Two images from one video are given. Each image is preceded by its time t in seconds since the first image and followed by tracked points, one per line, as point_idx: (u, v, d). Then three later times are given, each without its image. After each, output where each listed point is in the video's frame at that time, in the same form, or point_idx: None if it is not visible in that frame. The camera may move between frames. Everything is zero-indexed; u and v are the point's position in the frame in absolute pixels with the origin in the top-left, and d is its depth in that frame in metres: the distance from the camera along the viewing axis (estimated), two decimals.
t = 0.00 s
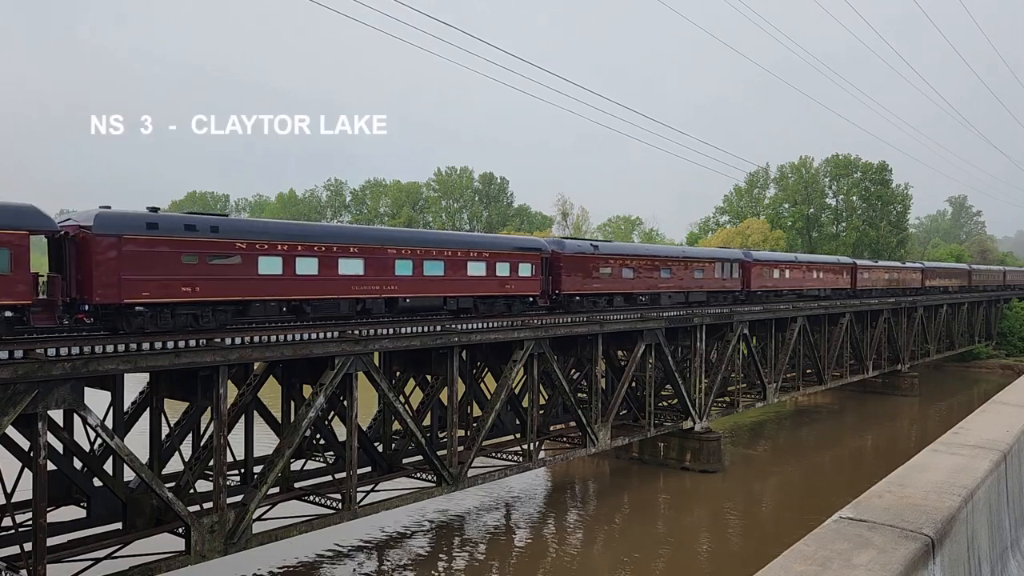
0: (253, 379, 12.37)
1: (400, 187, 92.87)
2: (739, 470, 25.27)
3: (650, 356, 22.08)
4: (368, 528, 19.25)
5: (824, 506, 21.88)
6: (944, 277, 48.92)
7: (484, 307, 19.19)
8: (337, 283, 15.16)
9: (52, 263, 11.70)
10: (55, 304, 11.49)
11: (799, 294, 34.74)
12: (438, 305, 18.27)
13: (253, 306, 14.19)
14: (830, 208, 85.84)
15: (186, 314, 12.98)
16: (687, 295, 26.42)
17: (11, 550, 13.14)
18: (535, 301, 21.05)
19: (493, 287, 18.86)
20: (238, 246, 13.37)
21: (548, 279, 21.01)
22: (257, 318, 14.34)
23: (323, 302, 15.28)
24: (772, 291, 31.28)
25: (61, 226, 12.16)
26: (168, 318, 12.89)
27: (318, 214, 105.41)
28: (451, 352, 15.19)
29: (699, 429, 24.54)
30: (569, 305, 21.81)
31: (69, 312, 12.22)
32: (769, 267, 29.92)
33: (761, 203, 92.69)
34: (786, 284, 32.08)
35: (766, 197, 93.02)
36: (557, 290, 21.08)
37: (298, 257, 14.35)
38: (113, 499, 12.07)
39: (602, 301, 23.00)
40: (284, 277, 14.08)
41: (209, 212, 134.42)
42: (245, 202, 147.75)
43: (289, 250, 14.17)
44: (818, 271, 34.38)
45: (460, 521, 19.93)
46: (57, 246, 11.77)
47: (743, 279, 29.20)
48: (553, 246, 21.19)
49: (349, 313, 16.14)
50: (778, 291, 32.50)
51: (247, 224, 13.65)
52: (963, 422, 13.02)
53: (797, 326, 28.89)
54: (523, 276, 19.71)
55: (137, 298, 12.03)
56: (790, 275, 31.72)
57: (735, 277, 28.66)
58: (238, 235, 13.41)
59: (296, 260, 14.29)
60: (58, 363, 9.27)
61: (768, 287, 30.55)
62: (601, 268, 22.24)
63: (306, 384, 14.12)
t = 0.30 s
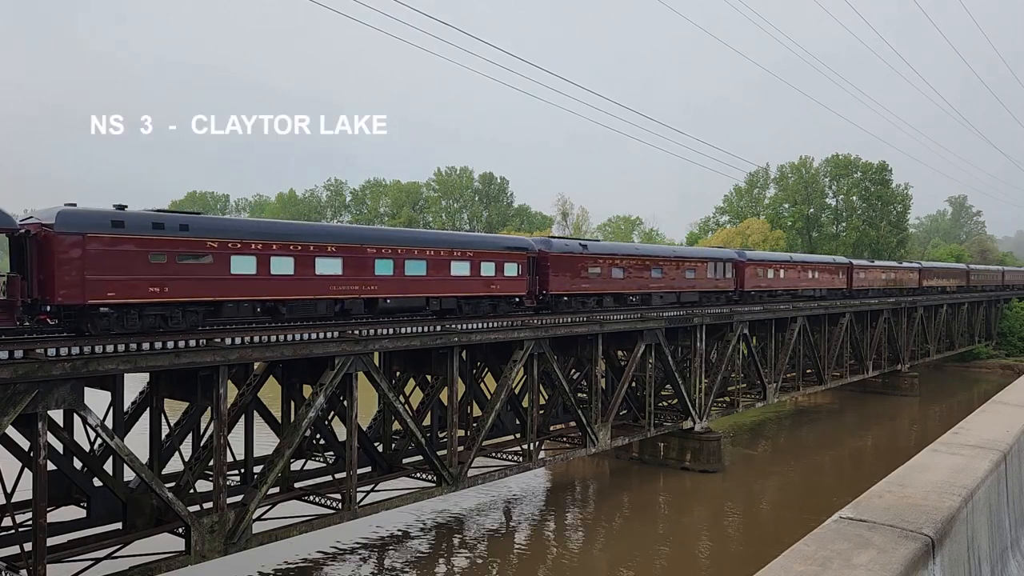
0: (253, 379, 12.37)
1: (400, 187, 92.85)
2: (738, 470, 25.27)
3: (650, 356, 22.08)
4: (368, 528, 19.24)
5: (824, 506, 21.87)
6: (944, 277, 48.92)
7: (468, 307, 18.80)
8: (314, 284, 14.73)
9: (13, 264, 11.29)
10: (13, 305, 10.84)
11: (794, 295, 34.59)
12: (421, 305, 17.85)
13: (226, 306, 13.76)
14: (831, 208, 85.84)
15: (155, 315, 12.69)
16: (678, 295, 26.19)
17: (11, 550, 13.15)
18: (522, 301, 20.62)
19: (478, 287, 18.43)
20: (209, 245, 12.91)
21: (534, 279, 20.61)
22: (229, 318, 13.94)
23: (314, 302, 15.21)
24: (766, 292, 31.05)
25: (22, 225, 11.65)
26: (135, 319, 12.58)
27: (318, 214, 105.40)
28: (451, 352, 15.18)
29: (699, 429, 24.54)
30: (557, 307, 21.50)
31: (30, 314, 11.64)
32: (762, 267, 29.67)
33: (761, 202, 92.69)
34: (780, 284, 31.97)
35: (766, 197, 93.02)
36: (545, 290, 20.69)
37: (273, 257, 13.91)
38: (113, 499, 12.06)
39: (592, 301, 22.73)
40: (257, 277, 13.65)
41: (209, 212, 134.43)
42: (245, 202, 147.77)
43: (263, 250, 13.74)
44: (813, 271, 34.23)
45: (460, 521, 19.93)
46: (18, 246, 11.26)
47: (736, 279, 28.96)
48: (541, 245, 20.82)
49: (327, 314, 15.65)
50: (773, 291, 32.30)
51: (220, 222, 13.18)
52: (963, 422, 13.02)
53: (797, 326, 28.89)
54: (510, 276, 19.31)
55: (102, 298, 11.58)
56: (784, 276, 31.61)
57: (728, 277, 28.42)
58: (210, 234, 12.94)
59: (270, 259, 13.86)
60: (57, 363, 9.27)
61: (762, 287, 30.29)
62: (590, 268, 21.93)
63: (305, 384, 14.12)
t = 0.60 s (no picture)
0: (253, 379, 12.37)
1: (400, 187, 92.86)
2: (738, 470, 25.27)
3: (650, 356, 22.08)
4: (368, 528, 19.23)
5: (824, 506, 21.87)
6: (943, 277, 48.89)
7: (452, 308, 18.32)
8: (290, 284, 14.19)
9: None
10: None
11: (789, 295, 34.29)
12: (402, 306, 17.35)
13: (196, 307, 13.12)
14: (831, 208, 85.84)
15: (121, 316, 12.12)
16: (670, 295, 25.82)
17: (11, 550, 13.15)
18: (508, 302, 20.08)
19: (462, 288, 17.95)
20: (179, 244, 12.42)
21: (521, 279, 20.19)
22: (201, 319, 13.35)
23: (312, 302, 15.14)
24: (761, 292, 30.69)
25: None
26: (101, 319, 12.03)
27: (318, 214, 105.40)
28: (451, 352, 15.19)
29: (699, 429, 24.54)
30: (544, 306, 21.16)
31: None
32: (755, 267, 29.34)
33: (761, 202, 92.66)
34: (775, 284, 31.71)
35: (766, 197, 93.03)
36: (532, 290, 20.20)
37: (247, 256, 13.42)
38: (113, 499, 12.06)
39: (580, 302, 22.33)
40: (230, 277, 13.14)
41: (209, 212, 134.44)
42: (245, 202, 147.75)
43: (235, 249, 13.21)
44: (808, 271, 33.95)
45: (460, 521, 19.93)
46: None
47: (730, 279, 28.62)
48: (528, 244, 20.43)
49: (303, 315, 15.09)
50: (768, 291, 31.96)
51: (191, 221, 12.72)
52: (963, 422, 13.02)
53: (797, 326, 28.90)
54: (494, 276, 18.84)
55: (64, 299, 11.06)
56: (778, 276, 31.38)
57: (721, 277, 28.05)
58: (179, 232, 12.46)
59: (243, 259, 13.36)
60: (57, 363, 9.27)
61: (756, 287, 29.92)
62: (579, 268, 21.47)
63: (305, 384, 14.12)
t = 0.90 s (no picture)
0: (253, 379, 12.37)
1: (400, 187, 92.88)
2: (738, 470, 25.27)
3: (650, 356, 22.08)
4: (367, 528, 19.22)
5: (824, 506, 21.88)
6: (943, 277, 48.89)
7: (435, 309, 17.81)
8: (265, 285, 13.66)
9: None
10: None
11: (784, 295, 33.95)
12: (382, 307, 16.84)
13: (165, 308, 12.70)
14: (831, 208, 85.85)
15: (84, 317, 11.59)
16: (661, 295, 25.38)
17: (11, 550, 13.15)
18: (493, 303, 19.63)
19: (445, 287, 17.44)
20: (146, 242, 11.89)
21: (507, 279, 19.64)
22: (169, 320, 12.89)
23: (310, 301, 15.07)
24: (755, 292, 30.36)
25: None
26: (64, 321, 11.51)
27: (318, 214, 105.41)
28: (451, 352, 15.18)
29: (699, 429, 24.53)
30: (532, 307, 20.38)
31: None
32: (748, 267, 28.96)
33: (761, 202, 92.64)
34: (770, 284, 31.41)
35: (766, 197, 93.03)
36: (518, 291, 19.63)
37: (218, 255, 12.87)
38: (113, 499, 12.06)
39: (569, 303, 21.78)
40: (201, 277, 12.60)
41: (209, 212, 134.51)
42: (246, 202, 147.73)
43: (206, 249, 12.66)
44: (804, 271, 33.64)
45: (460, 521, 19.93)
46: None
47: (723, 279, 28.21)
48: (515, 243, 19.89)
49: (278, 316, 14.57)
50: (763, 292, 31.57)
51: (157, 219, 12.10)
52: (963, 422, 13.01)
53: (797, 326, 28.89)
54: (478, 275, 18.34)
55: (24, 301, 10.51)
56: (772, 276, 31.01)
57: (714, 277, 27.62)
58: (178, 231, 12.37)
59: (215, 258, 12.82)
60: (57, 363, 9.27)
61: (749, 287, 29.54)
62: (566, 267, 20.93)
63: (305, 384, 14.12)
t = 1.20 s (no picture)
0: (253, 379, 12.37)
1: (400, 187, 92.82)
2: (739, 470, 25.26)
3: (650, 356, 22.08)
4: (367, 528, 19.21)
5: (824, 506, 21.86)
6: (943, 277, 48.88)
7: (417, 310, 17.59)
8: (239, 285, 13.45)
9: None
10: None
11: (779, 296, 33.72)
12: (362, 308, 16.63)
13: (132, 309, 12.54)
14: (831, 208, 85.84)
15: (47, 318, 11.42)
16: (652, 296, 25.13)
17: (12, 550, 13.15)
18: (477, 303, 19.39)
19: (427, 287, 17.22)
20: (111, 242, 11.73)
21: (492, 279, 19.49)
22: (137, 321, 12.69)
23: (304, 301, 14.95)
24: (749, 292, 30.17)
25: None
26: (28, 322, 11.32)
27: (318, 214, 105.35)
28: (451, 352, 15.18)
29: (699, 429, 24.54)
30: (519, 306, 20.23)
31: None
32: (741, 267, 28.75)
33: (761, 203, 92.60)
34: (763, 284, 31.21)
35: (766, 197, 93.00)
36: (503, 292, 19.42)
37: (188, 255, 12.70)
38: (113, 499, 12.06)
39: (556, 303, 21.53)
40: (169, 277, 12.45)
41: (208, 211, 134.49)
42: (245, 201, 147.69)
43: (176, 248, 12.54)
44: (799, 270, 33.44)
45: (460, 521, 19.93)
46: None
47: (716, 279, 27.99)
48: (501, 243, 19.65)
49: (253, 317, 14.37)
50: (758, 292, 31.35)
51: (147, 218, 12.25)
52: (963, 421, 13.02)
53: (797, 326, 28.90)
54: (461, 276, 18.10)
55: None
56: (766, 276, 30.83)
57: (707, 277, 27.41)
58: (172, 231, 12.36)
59: (185, 257, 12.65)
60: (57, 363, 9.27)
61: (742, 287, 29.34)
62: (553, 267, 20.69)
63: (305, 384, 14.13)
